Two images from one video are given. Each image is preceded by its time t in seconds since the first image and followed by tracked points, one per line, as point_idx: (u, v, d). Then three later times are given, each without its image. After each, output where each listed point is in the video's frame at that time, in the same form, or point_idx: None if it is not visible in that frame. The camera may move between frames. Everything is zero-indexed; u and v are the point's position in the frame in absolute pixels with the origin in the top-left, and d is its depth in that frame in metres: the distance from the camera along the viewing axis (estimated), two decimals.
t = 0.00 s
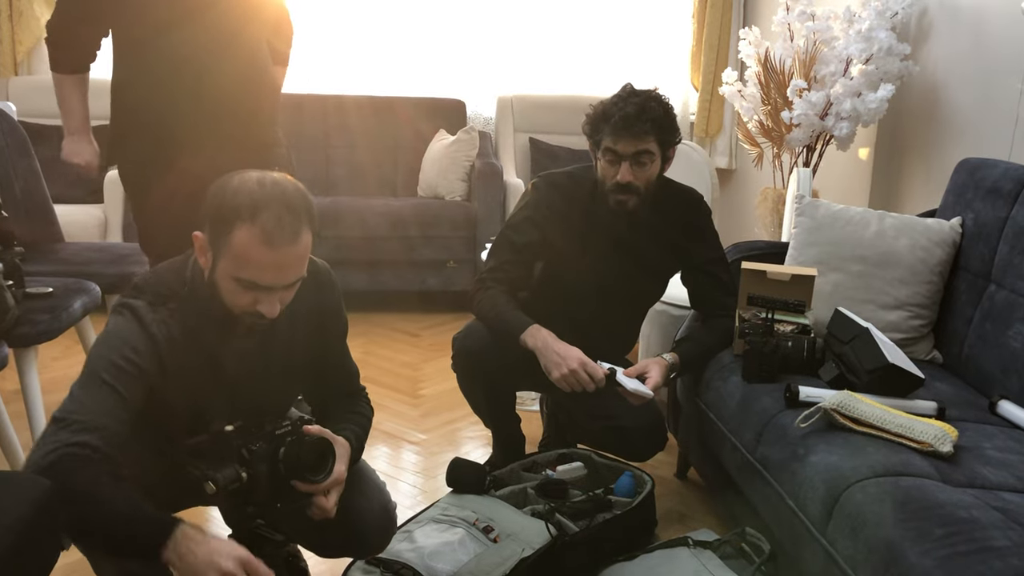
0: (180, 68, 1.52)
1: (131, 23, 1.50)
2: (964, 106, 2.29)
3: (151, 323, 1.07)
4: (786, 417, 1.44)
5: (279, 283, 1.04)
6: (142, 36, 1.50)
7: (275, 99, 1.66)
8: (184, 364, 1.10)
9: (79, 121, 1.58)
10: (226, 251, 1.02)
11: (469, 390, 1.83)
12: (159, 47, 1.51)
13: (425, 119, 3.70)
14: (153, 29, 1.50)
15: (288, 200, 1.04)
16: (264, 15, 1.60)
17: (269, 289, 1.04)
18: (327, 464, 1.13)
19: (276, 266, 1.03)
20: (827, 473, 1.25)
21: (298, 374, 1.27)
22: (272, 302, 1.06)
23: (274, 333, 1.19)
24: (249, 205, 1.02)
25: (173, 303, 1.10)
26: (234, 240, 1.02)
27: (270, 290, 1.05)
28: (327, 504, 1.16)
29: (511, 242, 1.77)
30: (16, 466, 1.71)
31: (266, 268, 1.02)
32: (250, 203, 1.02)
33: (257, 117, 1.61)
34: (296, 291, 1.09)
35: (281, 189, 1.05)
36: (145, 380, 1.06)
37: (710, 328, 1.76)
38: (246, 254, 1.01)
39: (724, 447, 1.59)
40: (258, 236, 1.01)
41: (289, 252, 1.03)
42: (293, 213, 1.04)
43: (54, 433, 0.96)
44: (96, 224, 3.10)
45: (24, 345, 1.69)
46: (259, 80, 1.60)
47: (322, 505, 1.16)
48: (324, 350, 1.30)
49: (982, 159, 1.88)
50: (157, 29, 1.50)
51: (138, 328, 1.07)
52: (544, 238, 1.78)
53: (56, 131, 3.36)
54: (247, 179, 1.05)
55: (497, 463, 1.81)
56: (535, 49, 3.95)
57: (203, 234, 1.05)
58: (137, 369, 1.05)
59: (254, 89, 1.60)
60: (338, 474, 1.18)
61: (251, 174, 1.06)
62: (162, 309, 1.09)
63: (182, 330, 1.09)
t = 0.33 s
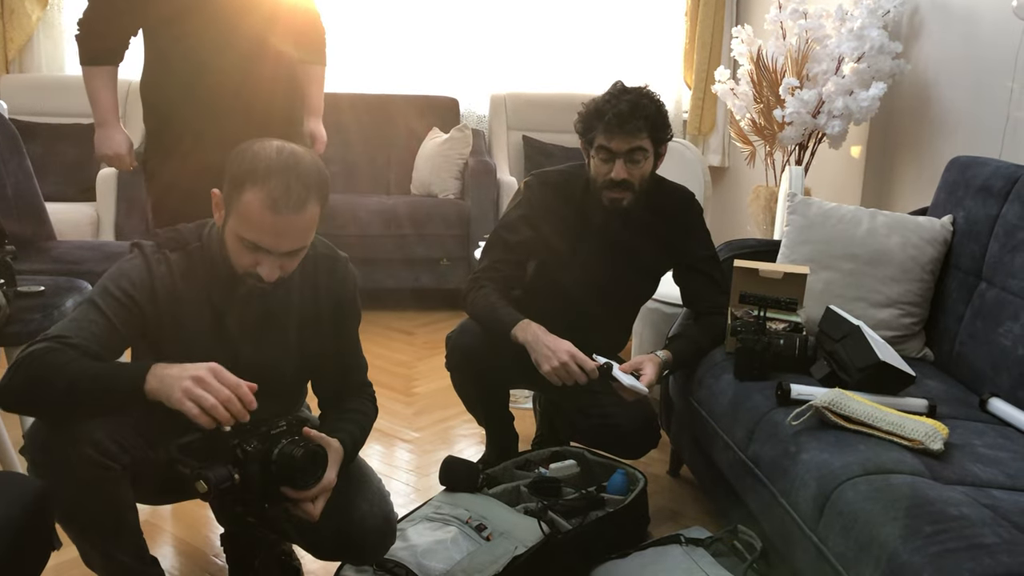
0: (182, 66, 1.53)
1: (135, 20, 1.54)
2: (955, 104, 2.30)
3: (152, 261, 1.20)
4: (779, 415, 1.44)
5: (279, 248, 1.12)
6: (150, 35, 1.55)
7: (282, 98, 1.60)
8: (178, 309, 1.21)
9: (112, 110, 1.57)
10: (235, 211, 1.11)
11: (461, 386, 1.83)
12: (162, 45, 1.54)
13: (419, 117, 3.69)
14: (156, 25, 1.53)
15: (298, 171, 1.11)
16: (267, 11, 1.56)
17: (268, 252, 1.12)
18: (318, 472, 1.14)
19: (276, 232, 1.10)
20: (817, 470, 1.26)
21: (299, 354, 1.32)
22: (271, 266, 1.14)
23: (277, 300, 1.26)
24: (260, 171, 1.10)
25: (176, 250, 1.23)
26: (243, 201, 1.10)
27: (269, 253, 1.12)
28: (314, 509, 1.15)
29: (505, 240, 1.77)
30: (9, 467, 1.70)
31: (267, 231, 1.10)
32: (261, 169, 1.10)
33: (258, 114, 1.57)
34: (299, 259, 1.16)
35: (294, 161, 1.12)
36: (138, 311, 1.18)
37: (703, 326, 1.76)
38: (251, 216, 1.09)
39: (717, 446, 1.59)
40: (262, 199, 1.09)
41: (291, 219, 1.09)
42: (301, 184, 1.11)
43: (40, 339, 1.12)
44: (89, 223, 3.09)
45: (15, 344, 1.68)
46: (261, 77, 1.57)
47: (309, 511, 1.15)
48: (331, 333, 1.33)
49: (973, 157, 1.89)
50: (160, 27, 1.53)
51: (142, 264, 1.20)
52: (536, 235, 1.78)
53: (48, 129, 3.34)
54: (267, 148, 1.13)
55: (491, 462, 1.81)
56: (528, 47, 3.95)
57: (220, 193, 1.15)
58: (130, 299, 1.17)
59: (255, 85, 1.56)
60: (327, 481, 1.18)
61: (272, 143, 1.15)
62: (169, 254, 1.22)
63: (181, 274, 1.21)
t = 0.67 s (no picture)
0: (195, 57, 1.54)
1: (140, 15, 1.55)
2: (948, 105, 2.31)
3: (166, 245, 1.22)
4: (773, 415, 1.45)
5: (261, 233, 1.12)
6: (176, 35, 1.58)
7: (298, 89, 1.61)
8: (190, 292, 1.22)
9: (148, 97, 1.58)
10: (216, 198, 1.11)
11: (457, 386, 1.83)
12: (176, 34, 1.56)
13: (413, 116, 3.69)
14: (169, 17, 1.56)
15: (276, 158, 1.11)
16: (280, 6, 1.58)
17: (251, 237, 1.12)
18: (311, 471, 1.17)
19: (255, 217, 1.10)
20: (810, 471, 1.26)
21: (296, 347, 1.32)
22: (256, 252, 1.15)
23: (279, 289, 1.28)
24: (238, 158, 1.10)
25: (183, 237, 1.25)
26: (222, 187, 1.10)
27: (252, 239, 1.13)
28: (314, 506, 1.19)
29: (501, 241, 1.78)
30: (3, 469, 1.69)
31: (246, 217, 1.10)
32: (239, 157, 1.10)
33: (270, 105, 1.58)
34: (284, 244, 1.17)
35: (272, 147, 1.12)
36: (163, 293, 1.20)
37: (698, 327, 1.76)
38: (229, 202, 1.10)
39: (711, 446, 1.60)
40: (239, 185, 1.09)
41: (268, 205, 1.10)
42: (278, 170, 1.11)
43: (96, 321, 1.13)
44: (82, 223, 3.08)
45: (9, 344, 1.68)
46: (272, 69, 1.57)
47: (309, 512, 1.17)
48: (326, 325, 1.35)
49: (966, 158, 1.90)
50: (174, 18, 1.57)
51: (156, 248, 1.22)
52: (531, 236, 1.79)
53: (41, 128, 3.33)
54: (246, 136, 1.14)
55: (486, 462, 1.82)
56: (522, 46, 3.94)
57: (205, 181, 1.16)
58: (157, 279, 1.19)
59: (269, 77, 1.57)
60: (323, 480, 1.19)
61: (251, 131, 1.15)
62: (178, 239, 1.24)
63: (191, 258, 1.24)
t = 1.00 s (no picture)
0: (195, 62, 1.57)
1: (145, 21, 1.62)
2: (945, 108, 2.32)
3: (165, 253, 1.22)
4: (771, 418, 1.46)
5: (261, 239, 1.13)
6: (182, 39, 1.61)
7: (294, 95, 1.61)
8: (189, 300, 1.23)
9: (129, 102, 1.66)
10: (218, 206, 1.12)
11: (457, 388, 1.83)
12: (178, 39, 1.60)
13: (411, 118, 3.70)
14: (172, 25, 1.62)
15: (276, 164, 1.12)
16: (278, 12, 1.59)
17: (254, 243, 1.13)
18: (316, 459, 1.19)
19: (257, 223, 1.11)
20: (809, 474, 1.27)
21: (295, 350, 1.33)
22: (258, 257, 1.15)
23: (278, 294, 1.28)
24: (238, 165, 1.11)
25: (183, 245, 1.25)
26: (223, 194, 1.11)
27: (255, 244, 1.13)
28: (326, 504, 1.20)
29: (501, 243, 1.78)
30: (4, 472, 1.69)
31: (248, 224, 1.11)
32: (238, 163, 1.11)
33: (265, 109, 1.59)
34: (286, 249, 1.18)
35: (272, 153, 1.13)
36: (161, 302, 1.20)
37: (696, 329, 1.77)
38: (231, 209, 1.10)
39: (709, 447, 1.61)
40: (240, 193, 1.10)
41: (269, 210, 1.10)
42: (278, 175, 1.11)
43: (91, 332, 1.11)
44: (81, 224, 3.08)
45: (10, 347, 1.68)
46: (270, 73, 1.58)
47: (322, 506, 1.19)
48: (324, 329, 1.36)
49: (962, 161, 1.91)
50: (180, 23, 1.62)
51: (155, 257, 1.21)
52: (531, 238, 1.79)
53: (40, 129, 3.33)
54: (245, 142, 1.14)
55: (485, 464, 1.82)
56: (520, 49, 3.95)
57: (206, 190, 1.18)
58: (155, 288, 1.19)
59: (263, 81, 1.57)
60: (332, 475, 1.20)
61: (251, 138, 1.16)
62: (178, 247, 1.24)
63: (192, 266, 1.24)
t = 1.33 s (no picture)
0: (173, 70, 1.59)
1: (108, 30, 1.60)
2: (948, 110, 2.33)
3: (173, 257, 1.22)
4: (774, 419, 1.46)
5: (283, 245, 1.15)
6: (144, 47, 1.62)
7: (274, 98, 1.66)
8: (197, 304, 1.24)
9: (78, 133, 1.63)
10: (240, 212, 1.13)
11: (459, 389, 1.83)
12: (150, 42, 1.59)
13: (412, 120, 3.71)
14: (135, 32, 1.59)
15: (297, 170, 1.14)
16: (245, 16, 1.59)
17: (275, 249, 1.15)
18: (319, 469, 1.18)
19: (280, 229, 1.13)
20: (812, 474, 1.27)
21: (302, 353, 1.34)
22: (279, 263, 1.17)
23: (286, 297, 1.29)
24: (261, 171, 1.12)
25: (192, 248, 1.25)
26: (245, 201, 1.13)
27: (276, 251, 1.15)
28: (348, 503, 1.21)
29: (504, 244, 1.79)
30: (8, 473, 1.69)
31: (273, 230, 1.13)
32: (262, 169, 1.12)
33: (249, 116, 1.61)
34: (303, 254, 1.20)
35: (292, 159, 1.14)
36: (168, 306, 1.21)
37: (698, 331, 1.78)
38: (255, 215, 1.12)
39: (713, 449, 1.61)
40: (265, 200, 1.11)
41: (292, 216, 1.12)
42: (301, 182, 1.13)
43: (96, 337, 1.13)
44: (84, 225, 3.09)
45: (14, 349, 1.68)
46: (244, 74, 1.60)
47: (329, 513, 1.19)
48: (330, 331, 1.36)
49: (964, 163, 1.91)
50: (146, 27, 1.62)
51: (163, 262, 1.22)
52: (533, 239, 1.79)
53: (43, 131, 3.34)
54: (265, 147, 1.15)
55: (488, 465, 1.82)
56: (522, 50, 3.96)
57: (222, 196, 1.18)
58: (162, 293, 1.20)
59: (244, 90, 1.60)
60: (350, 481, 1.21)
61: (268, 143, 1.17)
62: (187, 251, 1.24)
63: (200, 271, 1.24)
